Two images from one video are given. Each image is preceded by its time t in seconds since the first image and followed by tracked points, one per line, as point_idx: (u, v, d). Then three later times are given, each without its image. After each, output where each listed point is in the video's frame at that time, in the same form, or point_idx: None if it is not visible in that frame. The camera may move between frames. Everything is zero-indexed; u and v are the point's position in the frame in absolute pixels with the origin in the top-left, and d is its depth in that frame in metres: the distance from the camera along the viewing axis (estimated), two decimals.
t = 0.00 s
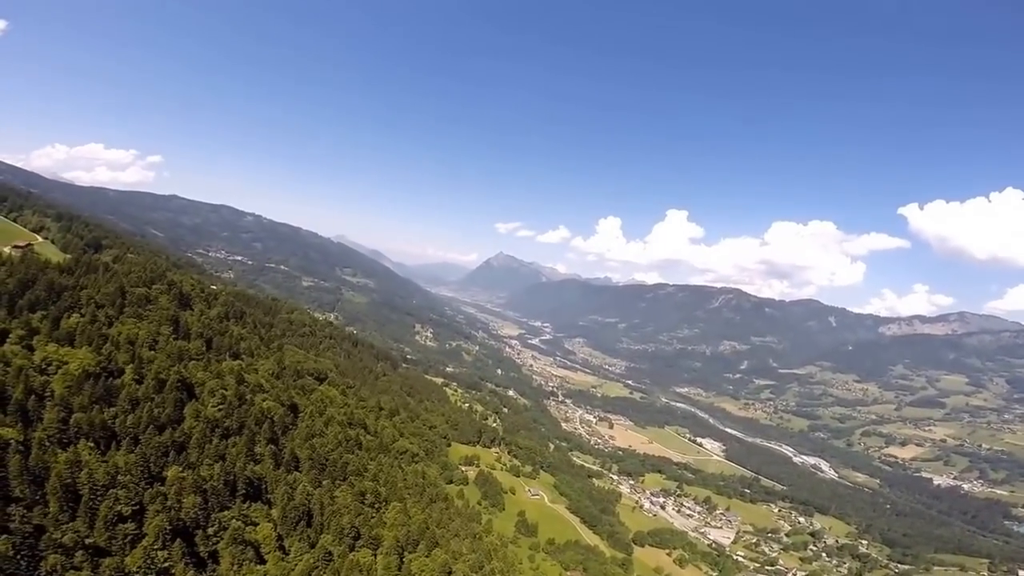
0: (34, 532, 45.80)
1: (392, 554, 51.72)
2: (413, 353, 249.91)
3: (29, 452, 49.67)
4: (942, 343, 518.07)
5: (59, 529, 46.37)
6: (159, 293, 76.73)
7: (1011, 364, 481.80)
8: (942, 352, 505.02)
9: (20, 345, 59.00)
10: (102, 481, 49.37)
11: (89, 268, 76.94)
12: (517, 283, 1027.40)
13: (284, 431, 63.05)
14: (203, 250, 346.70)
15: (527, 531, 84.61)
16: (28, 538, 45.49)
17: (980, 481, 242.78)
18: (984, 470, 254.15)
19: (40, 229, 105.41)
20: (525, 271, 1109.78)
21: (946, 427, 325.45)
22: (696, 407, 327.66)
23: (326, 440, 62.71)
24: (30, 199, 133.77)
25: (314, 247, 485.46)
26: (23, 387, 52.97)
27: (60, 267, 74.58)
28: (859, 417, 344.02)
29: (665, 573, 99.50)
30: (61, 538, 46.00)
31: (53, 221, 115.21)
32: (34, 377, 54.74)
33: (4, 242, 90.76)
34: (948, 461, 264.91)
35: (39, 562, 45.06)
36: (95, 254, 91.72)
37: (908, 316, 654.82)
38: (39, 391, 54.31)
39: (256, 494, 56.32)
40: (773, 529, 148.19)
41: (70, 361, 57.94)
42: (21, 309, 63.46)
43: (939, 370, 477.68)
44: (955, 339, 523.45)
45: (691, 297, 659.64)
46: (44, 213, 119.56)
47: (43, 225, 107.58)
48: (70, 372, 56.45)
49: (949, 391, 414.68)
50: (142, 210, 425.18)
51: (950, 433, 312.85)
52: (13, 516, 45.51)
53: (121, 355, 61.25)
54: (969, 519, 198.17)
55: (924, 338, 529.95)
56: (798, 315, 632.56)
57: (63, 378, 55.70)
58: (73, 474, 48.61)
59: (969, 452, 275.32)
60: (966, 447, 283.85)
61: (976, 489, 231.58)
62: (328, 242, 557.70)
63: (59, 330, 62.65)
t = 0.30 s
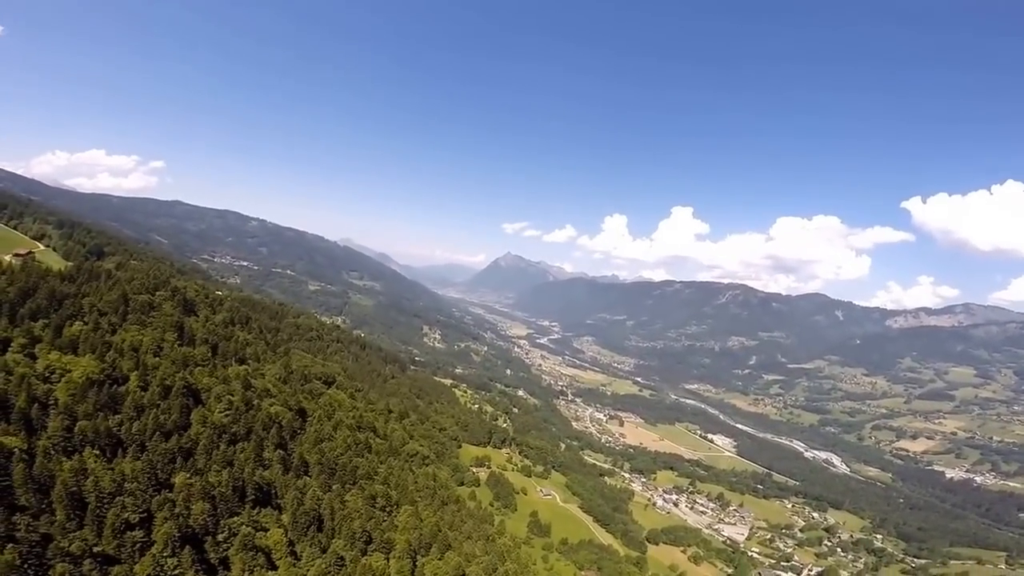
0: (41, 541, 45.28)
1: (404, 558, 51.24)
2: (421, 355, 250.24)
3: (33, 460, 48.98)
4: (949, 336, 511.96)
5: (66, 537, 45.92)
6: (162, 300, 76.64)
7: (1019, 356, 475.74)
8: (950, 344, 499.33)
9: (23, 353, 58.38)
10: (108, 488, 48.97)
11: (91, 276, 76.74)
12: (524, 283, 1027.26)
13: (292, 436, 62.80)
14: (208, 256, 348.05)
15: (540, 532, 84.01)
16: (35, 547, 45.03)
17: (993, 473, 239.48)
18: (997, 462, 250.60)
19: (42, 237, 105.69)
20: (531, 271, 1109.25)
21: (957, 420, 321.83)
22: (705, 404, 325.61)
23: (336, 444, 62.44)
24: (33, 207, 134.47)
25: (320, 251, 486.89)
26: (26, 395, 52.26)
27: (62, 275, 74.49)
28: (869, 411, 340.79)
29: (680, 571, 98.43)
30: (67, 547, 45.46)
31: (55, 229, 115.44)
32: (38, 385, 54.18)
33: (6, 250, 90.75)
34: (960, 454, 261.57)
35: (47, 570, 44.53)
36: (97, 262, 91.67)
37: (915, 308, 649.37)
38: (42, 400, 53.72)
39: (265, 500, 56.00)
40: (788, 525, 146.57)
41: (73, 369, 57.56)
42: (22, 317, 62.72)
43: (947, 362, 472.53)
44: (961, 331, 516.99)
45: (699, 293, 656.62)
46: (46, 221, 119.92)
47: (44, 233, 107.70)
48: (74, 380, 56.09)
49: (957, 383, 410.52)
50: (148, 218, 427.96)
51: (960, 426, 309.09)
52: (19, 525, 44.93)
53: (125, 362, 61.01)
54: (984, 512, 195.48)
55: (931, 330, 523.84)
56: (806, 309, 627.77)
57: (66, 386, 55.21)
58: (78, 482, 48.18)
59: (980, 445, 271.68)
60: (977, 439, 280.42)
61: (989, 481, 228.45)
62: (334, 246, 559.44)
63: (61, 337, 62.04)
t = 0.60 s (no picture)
0: (48, 549, 45.11)
1: (417, 562, 50.73)
2: (429, 356, 250.17)
3: (38, 468, 48.66)
4: (955, 328, 505.57)
5: (73, 546, 45.72)
6: (166, 306, 76.51)
7: None
8: (957, 336, 493.51)
9: (25, 362, 58.18)
10: (115, 496, 48.84)
11: (93, 284, 76.84)
12: (530, 282, 1026.25)
13: (301, 440, 62.46)
14: (213, 261, 349.49)
15: (553, 531, 83.33)
16: (42, 556, 44.84)
17: (1005, 465, 236.13)
18: (1008, 454, 246.76)
19: (43, 245, 106.15)
20: (538, 270, 1107.92)
21: (967, 412, 318.09)
22: (715, 400, 323.37)
23: (344, 448, 62.04)
24: (35, 215, 135.17)
25: (326, 254, 488.29)
26: (29, 404, 52.15)
27: (64, 283, 74.42)
28: (878, 404, 337.32)
29: (695, 569, 97.28)
30: (75, 556, 45.37)
31: (55, 236, 116.06)
32: (40, 394, 53.98)
33: (8, 259, 91.35)
34: (971, 447, 258.08)
35: None
36: (100, 269, 91.90)
37: (920, 301, 643.76)
38: (46, 408, 53.56)
39: (275, 505, 55.71)
40: (801, 520, 144.90)
41: (77, 377, 57.33)
42: (23, 326, 62.48)
43: (955, 354, 467.22)
44: (968, 323, 510.28)
45: (706, 289, 653.30)
46: (47, 228, 120.69)
47: (45, 240, 108.29)
48: (77, 388, 55.83)
49: (966, 375, 406.14)
50: (154, 224, 430.61)
51: (970, 418, 305.21)
52: (25, 534, 44.63)
53: (129, 369, 60.75)
54: (998, 505, 192.83)
55: (937, 322, 517.30)
56: (814, 302, 622.95)
57: (70, 394, 55.02)
58: (84, 491, 48.00)
59: (991, 437, 267.96)
60: (988, 431, 276.76)
61: (1001, 474, 225.15)
62: (340, 249, 561.00)
63: (64, 345, 61.83)
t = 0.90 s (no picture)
0: (53, 557, 44.78)
1: (427, 566, 50.18)
2: (436, 358, 250.18)
3: (41, 476, 48.30)
4: (959, 322, 500.87)
5: (78, 553, 45.43)
6: (168, 312, 76.39)
7: None
8: (962, 331, 488.47)
9: (26, 370, 57.86)
10: (120, 503, 48.61)
11: (94, 291, 76.77)
12: (535, 282, 1025.62)
13: (308, 445, 62.00)
14: (217, 267, 350.78)
15: (564, 532, 82.60)
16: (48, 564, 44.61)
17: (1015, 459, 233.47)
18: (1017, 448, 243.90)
19: (43, 252, 106.56)
20: (542, 270, 1107.46)
21: (974, 406, 315.15)
22: (723, 397, 321.81)
23: (352, 452, 61.48)
24: (38, 224, 135.87)
25: (330, 258, 489.50)
26: (31, 412, 51.88)
27: (65, 291, 74.33)
28: (886, 399, 334.58)
29: (708, 567, 96.18)
30: (81, 563, 45.02)
31: (57, 244, 116.39)
32: (42, 401, 53.66)
33: (8, 267, 91.43)
34: (980, 441, 255.45)
35: None
36: (101, 276, 91.88)
37: (924, 295, 639.55)
38: (47, 415, 53.22)
39: (283, 510, 55.31)
40: (813, 517, 143.42)
41: (79, 384, 56.98)
42: (24, 334, 62.21)
43: (960, 348, 463.26)
44: (971, 316, 505.04)
45: (711, 286, 650.85)
46: (49, 236, 121.13)
47: (46, 248, 108.49)
48: (80, 395, 55.50)
49: (972, 368, 402.68)
50: (158, 231, 432.90)
51: (977, 412, 302.25)
52: (30, 543, 44.32)
53: (133, 376, 60.37)
54: (1009, 499, 190.70)
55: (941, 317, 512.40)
56: (819, 298, 619.37)
57: (73, 402, 54.72)
58: (88, 498, 47.67)
59: (999, 431, 264.98)
60: (996, 425, 274.00)
61: (1011, 468, 222.42)
62: (344, 252, 562.34)
63: (66, 353, 61.50)
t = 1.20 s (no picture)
0: (57, 565, 44.78)
1: (435, 571, 49.64)
2: (441, 362, 249.94)
3: (42, 484, 48.15)
4: (963, 320, 497.56)
5: (82, 562, 45.35)
6: (169, 319, 76.31)
7: None
8: (965, 329, 484.99)
9: (26, 378, 57.69)
10: (123, 510, 48.44)
11: (93, 298, 76.68)
12: (539, 284, 1025.43)
13: (313, 450, 61.63)
14: (220, 273, 351.58)
15: (573, 534, 81.97)
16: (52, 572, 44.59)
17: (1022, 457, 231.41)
18: None
19: (42, 261, 106.87)
20: (545, 272, 1107.44)
21: (979, 404, 313.07)
22: (728, 397, 320.22)
23: (358, 457, 60.98)
24: (39, 232, 136.32)
25: (334, 263, 490.29)
26: (31, 419, 51.66)
27: (64, 298, 74.37)
28: (891, 398, 332.60)
29: (719, 568, 95.23)
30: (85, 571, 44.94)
31: (56, 251, 116.43)
32: (42, 409, 53.49)
33: (7, 275, 91.52)
34: (986, 439, 253.43)
35: None
36: (100, 283, 91.92)
37: (927, 293, 636.58)
38: (49, 423, 53.06)
39: (289, 517, 54.97)
40: (822, 517, 142.14)
41: (79, 392, 56.72)
42: (23, 342, 62.07)
43: (964, 346, 460.21)
44: (974, 315, 501.69)
45: (715, 286, 649.33)
46: (49, 244, 121.31)
47: (45, 256, 108.64)
48: (80, 403, 55.31)
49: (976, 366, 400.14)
50: (161, 238, 434.34)
51: (983, 410, 300.14)
52: (32, 551, 44.34)
53: (134, 383, 60.18)
54: (1017, 497, 188.90)
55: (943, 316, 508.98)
56: (823, 297, 617.17)
57: (74, 409, 54.53)
58: (90, 505, 47.63)
59: (1004, 429, 262.95)
60: (1001, 423, 271.97)
61: (1018, 466, 220.45)
62: (347, 257, 563.07)
63: (66, 360, 61.38)
